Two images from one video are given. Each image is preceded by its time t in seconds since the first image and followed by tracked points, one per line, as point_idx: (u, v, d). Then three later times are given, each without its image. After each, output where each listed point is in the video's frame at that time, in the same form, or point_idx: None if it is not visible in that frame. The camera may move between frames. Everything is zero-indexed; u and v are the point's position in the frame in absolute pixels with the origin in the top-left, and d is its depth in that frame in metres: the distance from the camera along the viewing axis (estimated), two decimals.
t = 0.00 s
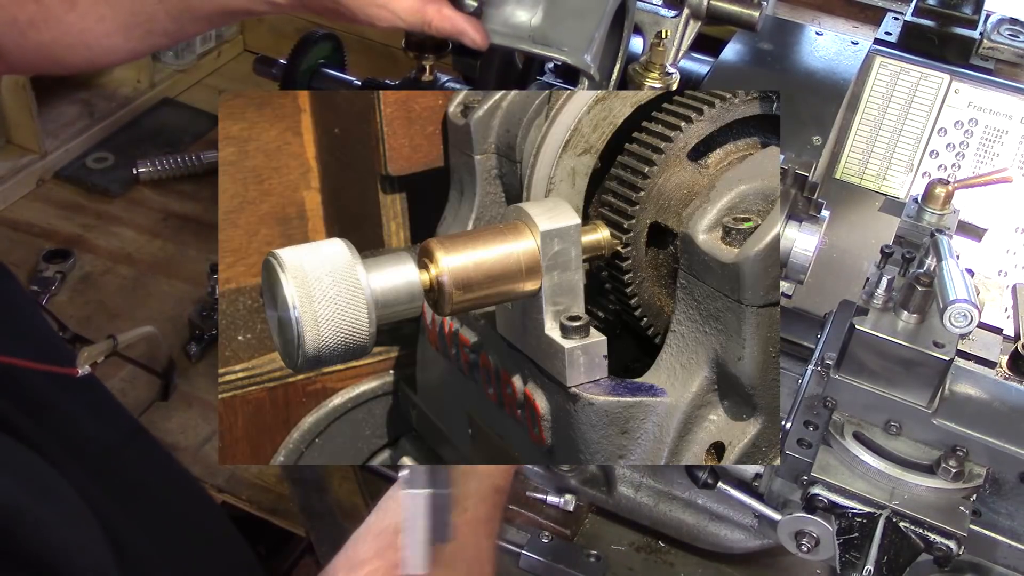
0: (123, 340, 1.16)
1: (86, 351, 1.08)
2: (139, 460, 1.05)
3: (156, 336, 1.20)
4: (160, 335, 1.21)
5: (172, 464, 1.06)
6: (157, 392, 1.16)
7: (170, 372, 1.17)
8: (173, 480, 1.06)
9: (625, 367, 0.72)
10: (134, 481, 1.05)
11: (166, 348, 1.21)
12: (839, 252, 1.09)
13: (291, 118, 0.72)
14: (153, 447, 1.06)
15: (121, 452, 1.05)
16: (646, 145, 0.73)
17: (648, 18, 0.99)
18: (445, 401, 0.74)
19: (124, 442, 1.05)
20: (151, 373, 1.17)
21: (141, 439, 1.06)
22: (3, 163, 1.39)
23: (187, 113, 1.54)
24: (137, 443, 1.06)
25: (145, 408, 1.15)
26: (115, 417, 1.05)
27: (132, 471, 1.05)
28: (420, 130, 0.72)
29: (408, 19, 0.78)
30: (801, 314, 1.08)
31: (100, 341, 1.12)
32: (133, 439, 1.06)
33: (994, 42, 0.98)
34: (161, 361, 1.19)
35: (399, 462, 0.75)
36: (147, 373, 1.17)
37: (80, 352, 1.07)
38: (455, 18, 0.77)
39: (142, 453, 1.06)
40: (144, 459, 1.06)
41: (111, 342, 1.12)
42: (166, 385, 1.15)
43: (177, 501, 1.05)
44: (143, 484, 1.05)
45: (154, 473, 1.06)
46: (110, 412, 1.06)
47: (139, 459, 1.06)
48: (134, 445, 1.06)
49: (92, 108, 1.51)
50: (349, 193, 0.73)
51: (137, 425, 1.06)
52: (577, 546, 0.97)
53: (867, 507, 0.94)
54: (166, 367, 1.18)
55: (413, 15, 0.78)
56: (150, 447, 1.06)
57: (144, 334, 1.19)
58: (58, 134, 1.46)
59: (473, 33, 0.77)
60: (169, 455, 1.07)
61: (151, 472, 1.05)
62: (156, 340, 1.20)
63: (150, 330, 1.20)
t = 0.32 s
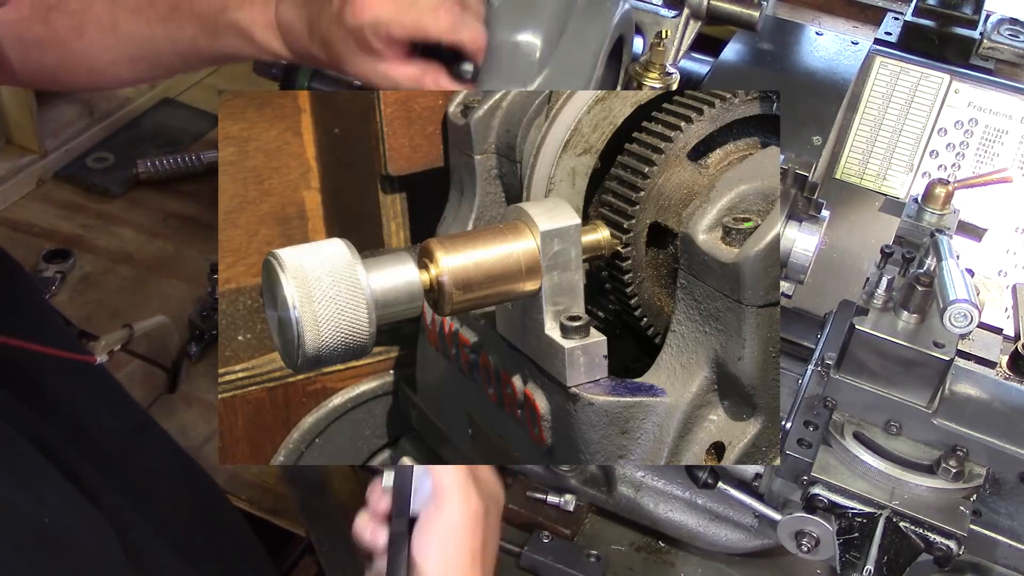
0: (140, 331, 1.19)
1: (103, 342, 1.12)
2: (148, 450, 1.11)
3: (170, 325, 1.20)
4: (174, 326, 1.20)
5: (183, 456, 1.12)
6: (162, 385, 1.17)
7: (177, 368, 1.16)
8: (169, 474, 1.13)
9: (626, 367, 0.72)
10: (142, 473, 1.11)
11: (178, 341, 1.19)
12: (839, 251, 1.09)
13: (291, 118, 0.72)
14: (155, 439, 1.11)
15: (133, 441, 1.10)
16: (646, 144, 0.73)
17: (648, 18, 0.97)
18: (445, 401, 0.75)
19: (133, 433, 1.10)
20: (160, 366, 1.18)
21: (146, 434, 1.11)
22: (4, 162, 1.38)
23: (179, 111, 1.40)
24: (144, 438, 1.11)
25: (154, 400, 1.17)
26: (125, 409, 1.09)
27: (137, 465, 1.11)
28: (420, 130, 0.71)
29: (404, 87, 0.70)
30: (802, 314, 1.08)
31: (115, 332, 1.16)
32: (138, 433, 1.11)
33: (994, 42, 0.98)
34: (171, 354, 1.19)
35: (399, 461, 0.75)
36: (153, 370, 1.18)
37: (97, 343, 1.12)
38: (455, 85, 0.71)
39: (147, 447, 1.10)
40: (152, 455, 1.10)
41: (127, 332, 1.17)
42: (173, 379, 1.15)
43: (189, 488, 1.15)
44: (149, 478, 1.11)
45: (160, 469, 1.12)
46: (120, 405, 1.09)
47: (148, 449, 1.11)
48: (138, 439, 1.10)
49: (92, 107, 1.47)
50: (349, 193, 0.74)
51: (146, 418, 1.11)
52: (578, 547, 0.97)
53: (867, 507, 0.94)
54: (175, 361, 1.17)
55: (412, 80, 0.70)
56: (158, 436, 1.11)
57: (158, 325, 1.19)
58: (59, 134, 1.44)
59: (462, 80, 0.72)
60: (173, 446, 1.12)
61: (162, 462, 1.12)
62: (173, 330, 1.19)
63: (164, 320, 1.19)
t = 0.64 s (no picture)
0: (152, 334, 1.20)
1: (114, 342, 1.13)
2: (163, 450, 1.09)
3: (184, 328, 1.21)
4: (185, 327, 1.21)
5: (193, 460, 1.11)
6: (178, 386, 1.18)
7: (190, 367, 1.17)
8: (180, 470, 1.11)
9: (625, 367, 0.72)
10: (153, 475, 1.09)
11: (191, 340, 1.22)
12: (839, 253, 1.10)
13: (291, 118, 0.71)
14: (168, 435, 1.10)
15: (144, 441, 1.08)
16: (646, 144, 0.73)
17: (648, 18, 0.98)
18: (444, 401, 0.75)
19: (146, 433, 1.08)
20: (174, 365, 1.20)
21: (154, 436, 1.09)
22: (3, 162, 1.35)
23: (186, 113, 1.38)
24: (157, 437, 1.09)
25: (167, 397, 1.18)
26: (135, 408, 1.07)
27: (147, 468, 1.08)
28: (420, 130, 0.72)
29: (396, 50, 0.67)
30: (801, 314, 1.08)
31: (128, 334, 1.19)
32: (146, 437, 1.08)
33: (994, 42, 0.98)
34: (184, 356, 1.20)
35: (399, 462, 0.77)
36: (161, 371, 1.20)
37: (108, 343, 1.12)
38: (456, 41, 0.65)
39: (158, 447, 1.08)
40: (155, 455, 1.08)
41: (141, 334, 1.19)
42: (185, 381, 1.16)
43: (198, 493, 1.13)
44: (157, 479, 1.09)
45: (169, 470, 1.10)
46: (131, 404, 1.08)
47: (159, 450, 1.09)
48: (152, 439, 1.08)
49: (91, 107, 1.38)
50: (349, 192, 0.74)
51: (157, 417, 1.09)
52: (578, 547, 0.97)
53: (867, 507, 0.94)
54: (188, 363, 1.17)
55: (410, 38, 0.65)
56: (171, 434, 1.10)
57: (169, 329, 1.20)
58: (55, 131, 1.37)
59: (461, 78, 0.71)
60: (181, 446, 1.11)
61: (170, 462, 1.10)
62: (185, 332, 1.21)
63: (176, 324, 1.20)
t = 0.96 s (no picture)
0: (147, 341, 1.11)
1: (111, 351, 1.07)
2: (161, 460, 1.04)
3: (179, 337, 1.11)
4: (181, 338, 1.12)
5: (192, 466, 1.05)
6: (171, 390, 1.10)
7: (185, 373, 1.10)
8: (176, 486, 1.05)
9: (625, 367, 0.72)
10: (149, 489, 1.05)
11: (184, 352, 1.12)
12: (838, 252, 1.10)
13: (291, 118, 0.71)
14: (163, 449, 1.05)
15: (142, 451, 1.04)
16: (646, 144, 0.73)
17: (648, 18, 0.99)
18: (444, 402, 0.76)
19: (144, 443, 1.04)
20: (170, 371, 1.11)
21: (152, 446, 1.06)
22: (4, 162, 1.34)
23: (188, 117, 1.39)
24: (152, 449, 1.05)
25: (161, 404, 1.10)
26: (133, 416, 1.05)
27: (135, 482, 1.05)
28: (420, 130, 0.72)
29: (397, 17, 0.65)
30: (801, 314, 1.08)
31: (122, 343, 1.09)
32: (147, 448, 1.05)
33: (994, 42, 0.99)
34: (179, 364, 1.11)
35: (399, 462, 0.78)
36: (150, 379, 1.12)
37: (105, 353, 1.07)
38: None
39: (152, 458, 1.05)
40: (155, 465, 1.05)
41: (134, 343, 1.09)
42: (181, 387, 1.09)
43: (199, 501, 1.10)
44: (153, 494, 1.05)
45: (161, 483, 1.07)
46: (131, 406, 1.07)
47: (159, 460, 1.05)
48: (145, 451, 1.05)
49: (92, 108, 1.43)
50: (349, 192, 0.73)
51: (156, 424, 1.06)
52: (578, 546, 0.98)
53: (867, 507, 0.94)
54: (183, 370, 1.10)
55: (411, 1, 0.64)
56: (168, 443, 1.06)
57: (165, 337, 1.11)
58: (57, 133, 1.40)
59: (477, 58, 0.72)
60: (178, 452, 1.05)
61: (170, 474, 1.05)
62: (179, 342, 1.12)
63: (174, 331, 1.11)
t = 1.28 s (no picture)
0: (144, 344, 1.08)
1: (103, 355, 1.04)
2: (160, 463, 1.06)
3: (175, 340, 1.08)
4: (178, 341, 1.09)
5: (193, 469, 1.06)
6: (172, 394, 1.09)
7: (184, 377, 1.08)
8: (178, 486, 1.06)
9: (625, 367, 0.73)
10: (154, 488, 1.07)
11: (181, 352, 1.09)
12: (839, 252, 1.10)
13: (291, 118, 0.71)
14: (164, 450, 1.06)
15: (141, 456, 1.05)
16: (646, 145, 0.73)
17: (648, 18, 0.98)
18: (445, 401, 0.76)
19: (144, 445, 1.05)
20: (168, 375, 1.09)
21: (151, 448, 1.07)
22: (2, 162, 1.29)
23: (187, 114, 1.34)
24: (153, 451, 1.06)
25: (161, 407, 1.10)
26: (135, 418, 1.06)
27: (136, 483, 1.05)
28: (420, 130, 0.70)
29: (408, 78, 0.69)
30: (801, 314, 1.08)
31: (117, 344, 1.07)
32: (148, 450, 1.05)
33: (994, 42, 0.98)
34: (177, 366, 1.09)
35: (399, 461, 0.78)
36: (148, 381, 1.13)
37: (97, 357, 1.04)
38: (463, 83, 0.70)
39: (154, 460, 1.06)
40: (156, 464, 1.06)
41: (128, 348, 1.06)
42: (180, 392, 1.07)
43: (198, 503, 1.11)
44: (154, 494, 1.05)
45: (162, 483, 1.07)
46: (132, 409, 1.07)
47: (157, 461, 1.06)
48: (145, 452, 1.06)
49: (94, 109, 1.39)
50: (349, 192, 0.74)
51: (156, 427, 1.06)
52: (579, 547, 0.99)
53: (867, 507, 0.94)
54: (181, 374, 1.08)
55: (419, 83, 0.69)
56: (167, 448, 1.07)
57: (163, 338, 1.08)
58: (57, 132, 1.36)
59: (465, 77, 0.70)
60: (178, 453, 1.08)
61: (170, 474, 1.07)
62: (175, 345, 1.08)
63: (171, 333, 1.08)
